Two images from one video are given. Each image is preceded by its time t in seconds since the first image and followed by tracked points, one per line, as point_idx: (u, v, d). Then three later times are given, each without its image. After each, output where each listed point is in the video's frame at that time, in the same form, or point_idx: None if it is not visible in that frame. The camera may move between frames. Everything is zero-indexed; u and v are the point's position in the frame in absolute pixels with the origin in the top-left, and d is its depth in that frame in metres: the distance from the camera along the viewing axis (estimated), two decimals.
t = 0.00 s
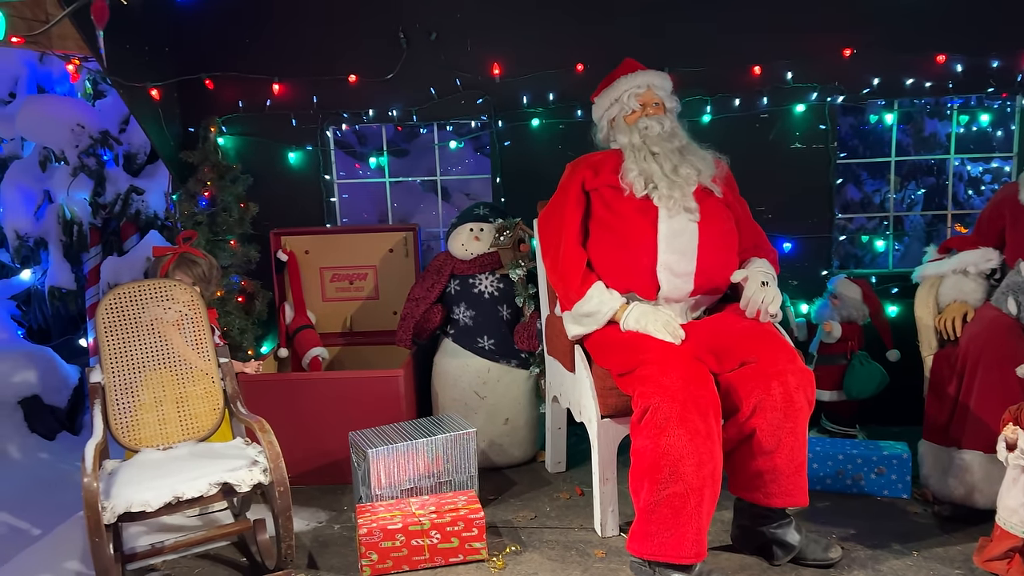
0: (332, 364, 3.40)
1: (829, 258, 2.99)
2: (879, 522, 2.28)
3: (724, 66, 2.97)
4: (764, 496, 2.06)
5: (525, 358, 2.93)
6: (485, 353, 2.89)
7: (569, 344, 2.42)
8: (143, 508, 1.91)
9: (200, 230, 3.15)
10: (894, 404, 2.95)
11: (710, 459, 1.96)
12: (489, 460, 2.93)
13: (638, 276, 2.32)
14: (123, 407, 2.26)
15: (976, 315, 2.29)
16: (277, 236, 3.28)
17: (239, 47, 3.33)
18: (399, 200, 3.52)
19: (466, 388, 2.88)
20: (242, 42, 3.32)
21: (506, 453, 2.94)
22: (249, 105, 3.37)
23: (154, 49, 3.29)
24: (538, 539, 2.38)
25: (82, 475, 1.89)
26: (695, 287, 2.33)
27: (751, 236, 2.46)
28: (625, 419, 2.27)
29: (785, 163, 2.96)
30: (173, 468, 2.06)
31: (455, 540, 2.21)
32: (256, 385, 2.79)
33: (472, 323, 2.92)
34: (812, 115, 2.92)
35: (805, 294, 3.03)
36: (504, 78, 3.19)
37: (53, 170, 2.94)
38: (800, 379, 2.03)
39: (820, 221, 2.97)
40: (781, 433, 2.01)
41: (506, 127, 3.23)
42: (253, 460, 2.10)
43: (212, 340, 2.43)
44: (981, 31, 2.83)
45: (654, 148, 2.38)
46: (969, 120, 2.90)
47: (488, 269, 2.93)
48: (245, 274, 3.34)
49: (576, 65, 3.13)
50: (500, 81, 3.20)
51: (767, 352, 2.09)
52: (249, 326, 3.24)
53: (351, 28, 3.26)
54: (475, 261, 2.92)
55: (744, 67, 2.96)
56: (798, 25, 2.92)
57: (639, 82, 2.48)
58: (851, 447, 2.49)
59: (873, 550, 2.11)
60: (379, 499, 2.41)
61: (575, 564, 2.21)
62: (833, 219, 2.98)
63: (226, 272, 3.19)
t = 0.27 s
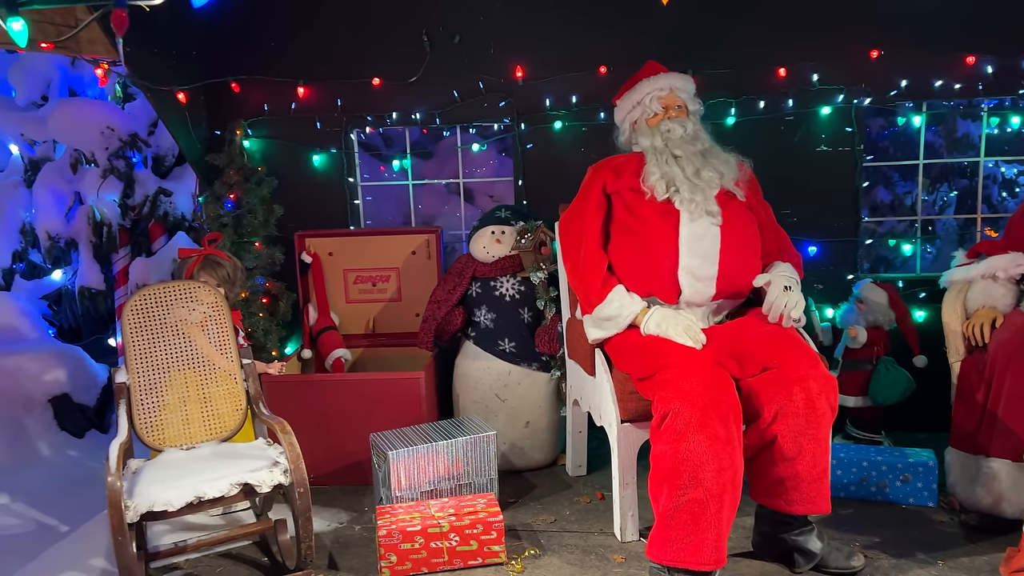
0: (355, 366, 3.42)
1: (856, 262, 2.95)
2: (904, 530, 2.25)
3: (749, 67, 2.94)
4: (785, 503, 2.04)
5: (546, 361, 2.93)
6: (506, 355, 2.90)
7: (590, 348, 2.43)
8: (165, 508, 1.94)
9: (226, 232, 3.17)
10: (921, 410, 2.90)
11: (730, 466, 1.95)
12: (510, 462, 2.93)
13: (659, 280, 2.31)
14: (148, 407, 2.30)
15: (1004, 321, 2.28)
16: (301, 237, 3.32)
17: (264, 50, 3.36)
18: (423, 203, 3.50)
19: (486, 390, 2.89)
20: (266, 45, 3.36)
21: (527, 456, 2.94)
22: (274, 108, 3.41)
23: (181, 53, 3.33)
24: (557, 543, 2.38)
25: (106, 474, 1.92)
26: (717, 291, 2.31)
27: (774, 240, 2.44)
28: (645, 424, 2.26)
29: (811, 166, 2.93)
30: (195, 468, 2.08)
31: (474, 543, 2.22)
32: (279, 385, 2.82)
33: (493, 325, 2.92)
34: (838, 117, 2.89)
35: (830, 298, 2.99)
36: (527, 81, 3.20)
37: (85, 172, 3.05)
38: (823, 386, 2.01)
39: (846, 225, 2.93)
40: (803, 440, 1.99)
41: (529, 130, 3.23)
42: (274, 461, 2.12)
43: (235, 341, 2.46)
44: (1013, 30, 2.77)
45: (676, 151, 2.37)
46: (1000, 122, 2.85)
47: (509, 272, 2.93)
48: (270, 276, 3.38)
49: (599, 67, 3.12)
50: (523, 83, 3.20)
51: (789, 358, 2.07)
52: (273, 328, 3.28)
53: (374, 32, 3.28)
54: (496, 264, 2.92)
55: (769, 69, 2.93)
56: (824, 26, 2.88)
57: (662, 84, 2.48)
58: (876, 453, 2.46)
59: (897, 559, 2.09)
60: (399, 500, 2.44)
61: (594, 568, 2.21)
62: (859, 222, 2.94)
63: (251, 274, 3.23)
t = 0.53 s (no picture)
0: (373, 367, 3.46)
1: (875, 266, 2.93)
2: (920, 537, 2.23)
3: (766, 70, 2.93)
4: (798, 508, 2.03)
5: (561, 364, 2.94)
6: (521, 358, 2.91)
7: (603, 351, 2.43)
8: (182, 506, 1.98)
9: (246, 234, 3.24)
10: (942, 416, 2.87)
11: (742, 471, 1.95)
12: (524, 464, 2.95)
13: (673, 284, 2.31)
14: (168, 406, 2.35)
15: None
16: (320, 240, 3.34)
17: (284, 55, 3.41)
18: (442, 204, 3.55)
19: (502, 392, 2.90)
20: (287, 49, 3.40)
21: (542, 459, 2.95)
22: (295, 112, 3.45)
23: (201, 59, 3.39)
24: (570, 545, 2.39)
25: (124, 473, 1.97)
26: (731, 295, 2.31)
27: (790, 244, 2.43)
28: (658, 428, 2.26)
29: (829, 169, 2.91)
30: (212, 467, 2.12)
31: (486, 545, 2.26)
32: (298, 385, 2.87)
33: (508, 328, 2.94)
34: (857, 121, 2.87)
35: (849, 302, 2.96)
36: (544, 84, 3.21)
37: (113, 174, 3.40)
38: (836, 391, 2.00)
39: (865, 228, 2.91)
40: (816, 445, 1.98)
41: (546, 133, 3.24)
42: (289, 461, 2.15)
43: (253, 342, 2.50)
44: None
45: (691, 155, 2.37)
46: None
47: (525, 275, 2.95)
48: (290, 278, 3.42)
49: (616, 70, 3.13)
50: (540, 87, 3.21)
51: (803, 363, 2.06)
52: (292, 328, 3.32)
53: (392, 36, 3.31)
54: (512, 267, 2.94)
55: (788, 72, 2.91)
56: (843, 28, 2.86)
57: (677, 88, 2.47)
58: (893, 459, 2.44)
59: (912, 566, 2.07)
60: (413, 501, 2.49)
61: (606, 571, 2.22)
62: (879, 225, 2.91)
63: (270, 275, 3.27)
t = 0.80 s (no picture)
0: (388, 368, 3.50)
1: (888, 270, 2.92)
2: (928, 543, 2.23)
3: (778, 76, 2.93)
4: (803, 513, 2.04)
5: (572, 367, 2.96)
6: (532, 360, 2.94)
7: (612, 355, 2.45)
8: (195, 505, 2.03)
9: (264, 237, 3.28)
10: (956, 421, 2.85)
11: (747, 475, 1.97)
12: (535, 466, 2.97)
13: (681, 289, 2.33)
14: (185, 407, 2.41)
15: None
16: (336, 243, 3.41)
17: (301, 61, 3.46)
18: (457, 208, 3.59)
19: (513, 394, 2.93)
20: (304, 55, 3.46)
21: (553, 461, 2.97)
22: (311, 117, 3.51)
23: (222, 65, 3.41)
24: (578, 547, 2.43)
25: (139, 472, 2.02)
26: (739, 300, 2.31)
27: (800, 249, 2.43)
28: (666, 431, 2.28)
29: (841, 173, 2.91)
30: (226, 467, 2.17)
31: (494, 546, 2.32)
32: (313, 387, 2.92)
33: (519, 331, 2.97)
34: (870, 125, 2.86)
35: (861, 307, 2.95)
36: (557, 89, 3.23)
37: (135, 178, 3.62)
38: (842, 397, 2.01)
39: (877, 233, 2.90)
40: (821, 451, 1.99)
41: (559, 138, 3.27)
42: (300, 461, 2.20)
43: (268, 343, 2.55)
44: None
45: (700, 160, 2.38)
46: None
47: (536, 279, 2.98)
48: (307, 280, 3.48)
49: (628, 75, 3.14)
50: (553, 92, 3.24)
51: (809, 368, 2.06)
52: (308, 330, 3.37)
53: (406, 42, 3.36)
54: (523, 270, 2.98)
55: (800, 77, 2.91)
56: (855, 32, 2.85)
57: (687, 93, 2.48)
58: (903, 465, 2.44)
59: (919, 572, 2.08)
60: (423, 502, 2.53)
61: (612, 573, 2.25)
62: (892, 230, 2.90)
63: (287, 277, 3.33)
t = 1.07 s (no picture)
0: (402, 369, 3.56)
1: (898, 274, 2.93)
2: (934, 546, 2.24)
3: (788, 81, 2.94)
4: (807, 515, 2.07)
5: (582, 369, 3.00)
6: (543, 362, 2.98)
7: (620, 358, 2.49)
8: (211, 501, 2.10)
9: (281, 240, 3.38)
10: (966, 426, 2.85)
11: (750, 477, 2.00)
12: (545, 467, 3.02)
13: (688, 293, 2.36)
14: (203, 406, 2.48)
15: None
16: (353, 245, 3.48)
17: (318, 68, 3.53)
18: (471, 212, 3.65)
19: (524, 395, 2.98)
20: (321, 62, 3.53)
21: (563, 461, 3.02)
22: (328, 122, 3.58)
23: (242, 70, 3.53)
24: (586, 547, 2.47)
25: (158, 468, 2.09)
26: (746, 305, 2.34)
27: (807, 254, 2.46)
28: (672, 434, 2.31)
29: (851, 178, 2.92)
30: (242, 465, 2.24)
31: (503, 544, 2.37)
32: (328, 387, 2.98)
33: (530, 333, 3.01)
34: (881, 130, 2.86)
35: (871, 311, 2.96)
36: (569, 94, 3.27)
37: (157, 181, 3.72)
38: (846, 401, 2.04)
39: (887, 237, 2.91)
40: (824, 454, 2.01)
41: (571, 142, 3.31)
42: (313, 460, 2.26)
43: (284, 344, 2.62)
44: None
45: (707, 166, 2.41)
46: None
47: (546, 282, 3.02)
48: (323, 282, 3.55)
49: (639, 81, 3.17)
50: (565, 97, 3.28)
51: (813, 372, 2.10)
52: (325, 331, 3.45)
53: (420, 49, 3.42)
54: (535, 273, 3.02)
55: (810, 82, 2.92)
56: (866, 38, 2.86)
57: (695, 100, 2.50)
58: (910, 468, 2.45)
59: None
60: (434, 500, 2.59)
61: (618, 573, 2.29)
62: (902, 235, 2.91)
63: (304, 279, 3.41)
